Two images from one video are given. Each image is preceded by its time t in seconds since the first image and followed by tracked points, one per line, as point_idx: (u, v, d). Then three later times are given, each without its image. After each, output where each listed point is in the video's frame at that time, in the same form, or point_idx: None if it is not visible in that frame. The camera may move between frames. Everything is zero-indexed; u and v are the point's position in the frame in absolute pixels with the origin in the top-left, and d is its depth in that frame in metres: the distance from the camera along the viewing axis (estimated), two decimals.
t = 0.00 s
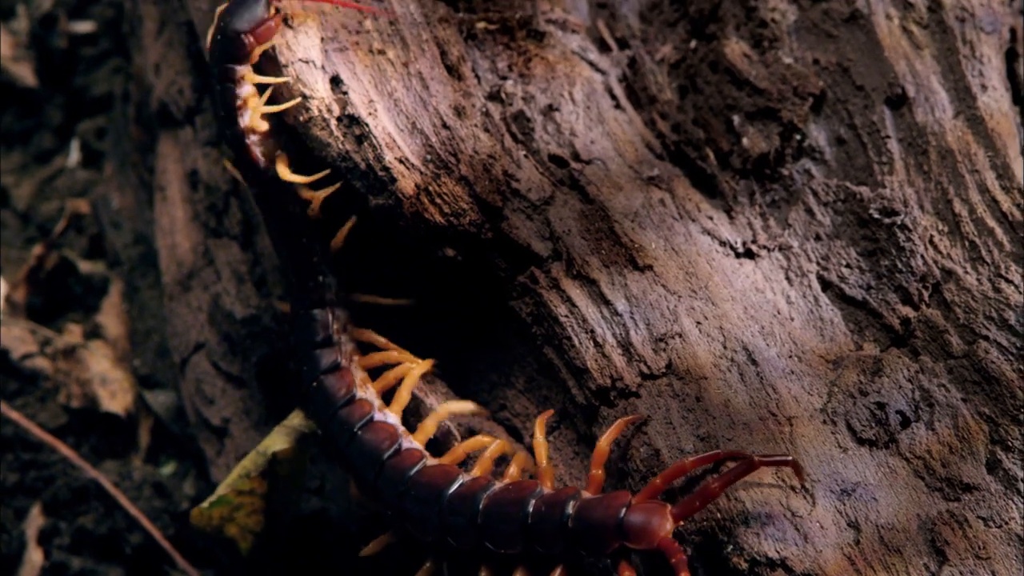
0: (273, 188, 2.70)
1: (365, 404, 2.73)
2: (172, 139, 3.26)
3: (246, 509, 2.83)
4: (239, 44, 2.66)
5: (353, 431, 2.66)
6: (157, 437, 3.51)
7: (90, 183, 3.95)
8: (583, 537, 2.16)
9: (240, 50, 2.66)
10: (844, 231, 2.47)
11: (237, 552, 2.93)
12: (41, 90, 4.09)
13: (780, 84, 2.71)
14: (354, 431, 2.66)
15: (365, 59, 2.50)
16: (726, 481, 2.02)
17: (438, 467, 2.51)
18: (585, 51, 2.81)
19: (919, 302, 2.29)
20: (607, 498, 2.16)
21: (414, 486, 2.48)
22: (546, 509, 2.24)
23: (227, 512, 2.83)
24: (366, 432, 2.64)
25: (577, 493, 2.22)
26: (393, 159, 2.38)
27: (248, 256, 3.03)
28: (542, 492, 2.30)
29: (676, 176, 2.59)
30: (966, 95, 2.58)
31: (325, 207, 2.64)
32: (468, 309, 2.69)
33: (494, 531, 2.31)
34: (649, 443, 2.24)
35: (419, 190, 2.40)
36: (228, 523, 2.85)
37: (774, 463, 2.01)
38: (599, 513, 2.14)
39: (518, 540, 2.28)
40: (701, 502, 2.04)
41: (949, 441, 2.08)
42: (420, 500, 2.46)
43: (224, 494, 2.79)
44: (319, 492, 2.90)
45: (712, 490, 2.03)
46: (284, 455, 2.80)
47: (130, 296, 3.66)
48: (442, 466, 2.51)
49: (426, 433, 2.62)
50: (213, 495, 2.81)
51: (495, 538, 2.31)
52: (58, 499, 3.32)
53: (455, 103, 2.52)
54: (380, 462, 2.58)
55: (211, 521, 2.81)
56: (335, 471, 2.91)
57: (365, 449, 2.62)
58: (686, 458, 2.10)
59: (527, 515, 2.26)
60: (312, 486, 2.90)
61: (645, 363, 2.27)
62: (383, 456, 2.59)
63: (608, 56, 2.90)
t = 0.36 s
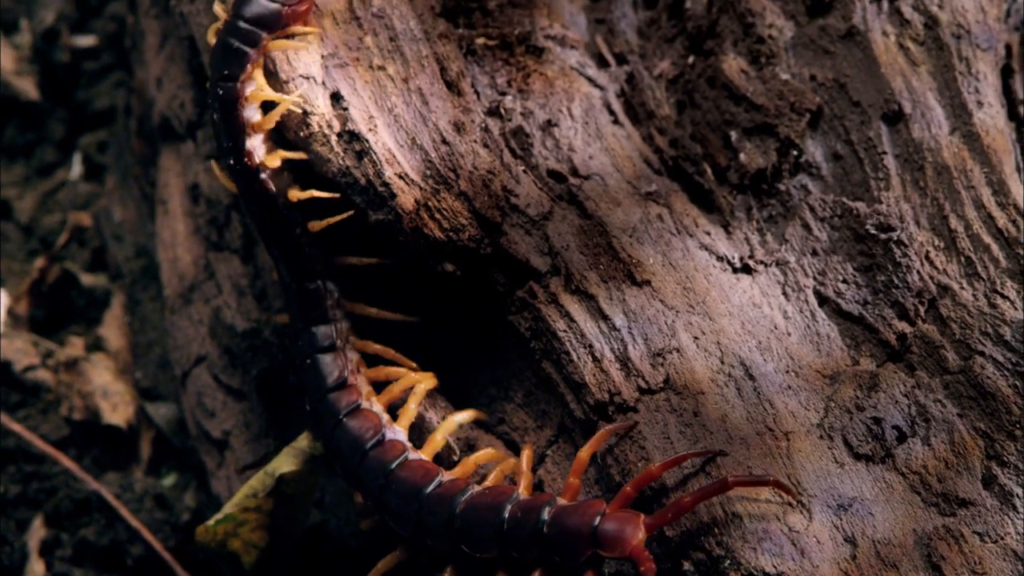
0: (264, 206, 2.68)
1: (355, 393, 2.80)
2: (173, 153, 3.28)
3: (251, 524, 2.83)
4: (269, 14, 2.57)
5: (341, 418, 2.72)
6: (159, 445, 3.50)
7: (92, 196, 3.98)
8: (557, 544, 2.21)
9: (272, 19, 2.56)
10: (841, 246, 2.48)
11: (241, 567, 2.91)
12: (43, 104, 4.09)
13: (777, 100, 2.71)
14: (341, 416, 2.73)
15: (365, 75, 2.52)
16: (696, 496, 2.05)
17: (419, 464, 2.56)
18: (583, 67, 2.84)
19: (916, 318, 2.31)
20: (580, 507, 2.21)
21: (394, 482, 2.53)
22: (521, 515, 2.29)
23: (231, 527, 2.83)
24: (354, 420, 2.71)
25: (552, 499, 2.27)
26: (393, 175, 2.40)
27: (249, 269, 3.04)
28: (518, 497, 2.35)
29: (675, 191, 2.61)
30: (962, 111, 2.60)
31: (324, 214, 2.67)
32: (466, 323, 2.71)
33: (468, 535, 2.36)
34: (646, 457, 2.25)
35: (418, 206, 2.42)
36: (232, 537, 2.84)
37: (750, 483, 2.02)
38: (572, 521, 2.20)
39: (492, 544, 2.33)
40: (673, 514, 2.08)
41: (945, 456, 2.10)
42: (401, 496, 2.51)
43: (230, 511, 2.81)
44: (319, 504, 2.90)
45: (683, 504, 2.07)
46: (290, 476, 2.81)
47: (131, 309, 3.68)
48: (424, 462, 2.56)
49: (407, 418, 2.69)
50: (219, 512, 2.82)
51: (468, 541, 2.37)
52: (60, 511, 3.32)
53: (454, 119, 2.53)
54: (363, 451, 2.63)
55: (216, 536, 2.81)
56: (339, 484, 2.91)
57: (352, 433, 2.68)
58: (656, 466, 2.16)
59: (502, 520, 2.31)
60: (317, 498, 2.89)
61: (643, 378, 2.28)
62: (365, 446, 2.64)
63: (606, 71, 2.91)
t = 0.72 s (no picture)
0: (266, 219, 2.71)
1: (352, 392, 2.84)
2: (176, 167, 3.31)
3: (249, 532, 2.84)
4: None
5: (336, 418, 2.77)
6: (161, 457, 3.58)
7: (95, 209, 4.02)
8: (537, 556, 2.26)
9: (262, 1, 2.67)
10: (839, 260, 2.50)
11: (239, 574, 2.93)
12: (49, 117, 4.13)
13: (774, 115, 2.73)
14: (336, 417, 2.77)
15: (367, 90, 2.56)
16: (676, 515, 2.07)
17: (406, 470, 2.62)
18: (583, 83, 2.86)
19: (912, 332, 2.33)
20: (561, 520, 2.25)
21: (383, 486, 2.61)
22: (503, 527, 2.34)
23: (229, 536, 2.84)
24: (349, 422, 2.75)
25: (533, 512, 2.32)
26: (394, 190, 2.42)
27: (251, 282, 3.05)
28: (502, 509, 2.41)
29: (673, 206, 2.64)
30: (958, 127, 2.61)
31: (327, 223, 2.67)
32: (468, 336, 2.73)
33: (451, 544, 2.43)
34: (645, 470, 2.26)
35: (419, 220, 2.44)
36: (231, 546, 2.86)
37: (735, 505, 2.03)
38: (551, 534, 2.24)
39: (473, 553, 2.39)
40: (652, 531, 2.10)
41: (941, 471, 2.14)
42: (389, 500, 2.58)
43: (227, 519, 2.81)
44: (319, 515, 2.91)
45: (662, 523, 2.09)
46: (287, 484, 2.82)
47: (134, 321, 3.73)
48: (413, 468, 2.63)
49: (402, 422, 2.74)
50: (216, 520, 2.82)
51: (450, 549, 2.43)
52: (64, 522, 3.32)
53: (454, 134, 2.56)
54: (354, 454, 2.70)
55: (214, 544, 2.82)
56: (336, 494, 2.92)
57: (345, 432, 2.73)
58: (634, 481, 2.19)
59: (484, 530, 2.37)
60: (314, 509, 2.91)
61: (642, 392, 2.30)
62: (355, 447, 2.70)
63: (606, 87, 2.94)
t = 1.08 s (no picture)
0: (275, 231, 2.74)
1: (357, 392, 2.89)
2: (184, 179, 3.34)
3: (260, 545, 2.86)
4: None
5: (336, 404, 2.84)
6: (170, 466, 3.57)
7: (105, 221, 4.06)
8: (519, 559, 2.31)
9: None
10: (840, 274, 2.53)
11: None
12: (59, 130, 4.19)
13: (777, 129, 2.75)
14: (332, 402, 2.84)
15: (374, 104, 2.60)
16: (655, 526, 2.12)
17: (397, 463, 2.68)
18: (587, 97, 2.89)
19: (913, 345, 2.36)
20: (541, 524, 2.31)
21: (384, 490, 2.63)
22: (486, 528, 2.39)
23: (240, 549, 2.85)
24: (350, 410, 2.82)
25: (516, 514, 2.39)
26: (400, 204, 2.46)
27: (258, 294, 3.08)
28: (486, 511, 2.45)
29: (676, 220, 2.65)
30: (958, 142, 2.63)
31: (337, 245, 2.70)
32: (476, 353, 2.75)
33: (434, 542, 2.48)
34: (649, 481, 2.28)
35: (425, 233, 2.47)
36: (242, 558, 2.87)
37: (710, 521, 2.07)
38: (532, 537, 2.30)
39: (455, 552, 2.44)
40: (632, 542, 2.16)
41: (942, 482, 2.17)
42: (378, 491, 2.64)
43: (241, 534, 2.82)
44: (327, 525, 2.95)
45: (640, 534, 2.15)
46: (300, 499, 2.83)
47: (142, 332, 3.76)
48: (402, 460, 2.68)
49: (398, 417, 2.84)
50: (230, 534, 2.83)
51: (432, 546, 2.48)
52: (73, 531, 3.35)
53: (460, 148, 2.58)
54: (348, 441, 2.76)
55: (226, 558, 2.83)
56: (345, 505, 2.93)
57: (342, 417, 2.80)
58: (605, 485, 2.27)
59: (468, 530, 2.43)
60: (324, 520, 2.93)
61: (645, 404, 2.32)
62: (349, 434, 2.77)
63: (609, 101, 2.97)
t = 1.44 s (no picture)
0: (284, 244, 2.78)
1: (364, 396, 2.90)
2: (193, 194, 3.39)
3: (266, 556, 2.86)
4: None
5: (337, 392, 2.87)
6: (177, 477, 3.61)
7: (114, 234, 4.10)
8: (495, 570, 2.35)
9: None
10: (842, 288, 2.56)
11: None
12: (69, 145, 4.23)
13: (779, 146, 2.79)
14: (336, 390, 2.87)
15: (380, 120, 2.64)
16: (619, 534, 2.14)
17: (390, 460, 2.73)
18: (590, 113, 2.92)
19: (913, 359, 2.40)
20: (517, 535, 2.34)
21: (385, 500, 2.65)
22: (466, 538, 2.43)
23: (246, 559, 2.85)
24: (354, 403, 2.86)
25: (495, 525, 2.42)
26: (406, 219, 2.49)
27: (266, 307, 3.08)
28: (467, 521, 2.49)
29: (679, 235, 2.68)
30: (959, 158, 2.66)
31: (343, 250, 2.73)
32: (477, 363, 2.78)
33: (418, 543, 2.54)
34: (651, 494, 2.28)
35: (431, 248, 2.50)
36: (247, 570, 2.86)
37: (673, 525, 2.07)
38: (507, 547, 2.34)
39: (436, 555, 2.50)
40: (598, 554, 2.18)
41: (942, 495, 2.21)
42: (369, 486, 2.69)
43: (247, 545, 2.83)
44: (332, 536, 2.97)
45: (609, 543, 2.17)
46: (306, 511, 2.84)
47: (149, 343, 3.82)
48: (394, 458, 2.74)
49: (396, 416, 2.90)
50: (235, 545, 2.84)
51: (416, 547, 2.55)
52: (82, 541, 3.41)
53: (466, 163, 2.62)
54: (345, 433, 2.81)
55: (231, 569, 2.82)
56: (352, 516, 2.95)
57: (343, 409, 2.84)
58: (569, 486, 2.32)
59: (450, 538, 2.47)
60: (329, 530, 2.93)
61: (648, 417, 2.35)
62: (346, 425, 2.81)
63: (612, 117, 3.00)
